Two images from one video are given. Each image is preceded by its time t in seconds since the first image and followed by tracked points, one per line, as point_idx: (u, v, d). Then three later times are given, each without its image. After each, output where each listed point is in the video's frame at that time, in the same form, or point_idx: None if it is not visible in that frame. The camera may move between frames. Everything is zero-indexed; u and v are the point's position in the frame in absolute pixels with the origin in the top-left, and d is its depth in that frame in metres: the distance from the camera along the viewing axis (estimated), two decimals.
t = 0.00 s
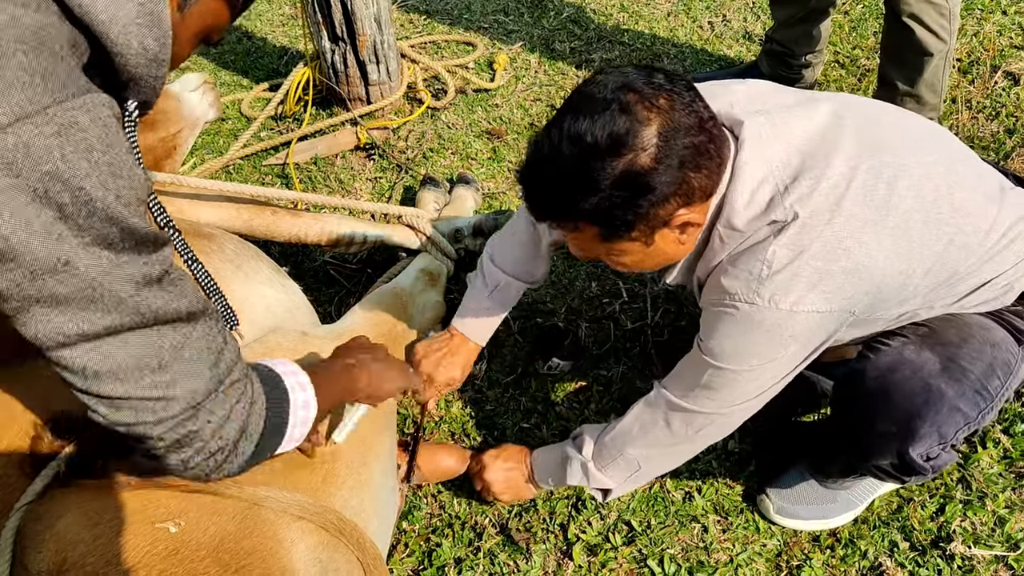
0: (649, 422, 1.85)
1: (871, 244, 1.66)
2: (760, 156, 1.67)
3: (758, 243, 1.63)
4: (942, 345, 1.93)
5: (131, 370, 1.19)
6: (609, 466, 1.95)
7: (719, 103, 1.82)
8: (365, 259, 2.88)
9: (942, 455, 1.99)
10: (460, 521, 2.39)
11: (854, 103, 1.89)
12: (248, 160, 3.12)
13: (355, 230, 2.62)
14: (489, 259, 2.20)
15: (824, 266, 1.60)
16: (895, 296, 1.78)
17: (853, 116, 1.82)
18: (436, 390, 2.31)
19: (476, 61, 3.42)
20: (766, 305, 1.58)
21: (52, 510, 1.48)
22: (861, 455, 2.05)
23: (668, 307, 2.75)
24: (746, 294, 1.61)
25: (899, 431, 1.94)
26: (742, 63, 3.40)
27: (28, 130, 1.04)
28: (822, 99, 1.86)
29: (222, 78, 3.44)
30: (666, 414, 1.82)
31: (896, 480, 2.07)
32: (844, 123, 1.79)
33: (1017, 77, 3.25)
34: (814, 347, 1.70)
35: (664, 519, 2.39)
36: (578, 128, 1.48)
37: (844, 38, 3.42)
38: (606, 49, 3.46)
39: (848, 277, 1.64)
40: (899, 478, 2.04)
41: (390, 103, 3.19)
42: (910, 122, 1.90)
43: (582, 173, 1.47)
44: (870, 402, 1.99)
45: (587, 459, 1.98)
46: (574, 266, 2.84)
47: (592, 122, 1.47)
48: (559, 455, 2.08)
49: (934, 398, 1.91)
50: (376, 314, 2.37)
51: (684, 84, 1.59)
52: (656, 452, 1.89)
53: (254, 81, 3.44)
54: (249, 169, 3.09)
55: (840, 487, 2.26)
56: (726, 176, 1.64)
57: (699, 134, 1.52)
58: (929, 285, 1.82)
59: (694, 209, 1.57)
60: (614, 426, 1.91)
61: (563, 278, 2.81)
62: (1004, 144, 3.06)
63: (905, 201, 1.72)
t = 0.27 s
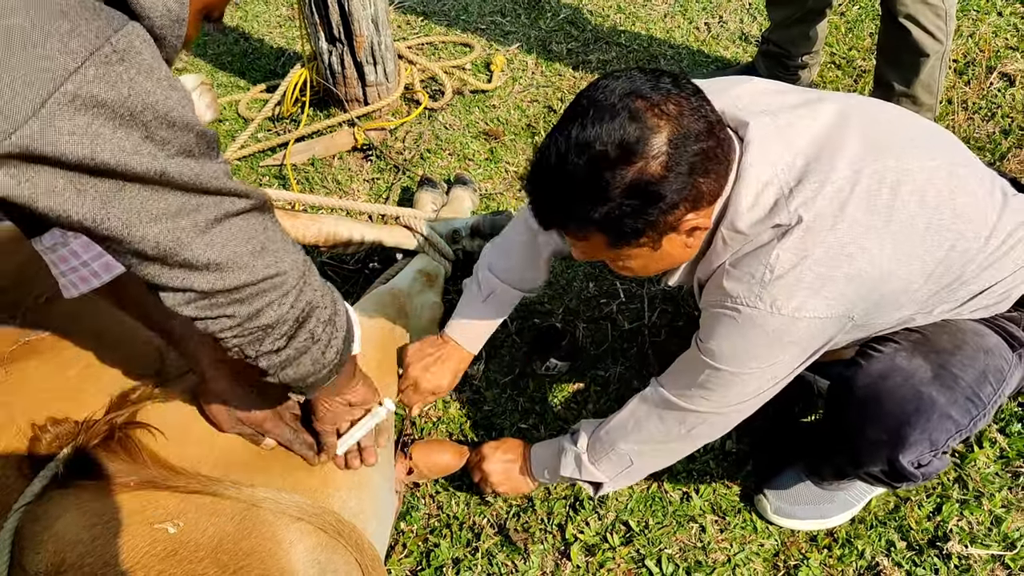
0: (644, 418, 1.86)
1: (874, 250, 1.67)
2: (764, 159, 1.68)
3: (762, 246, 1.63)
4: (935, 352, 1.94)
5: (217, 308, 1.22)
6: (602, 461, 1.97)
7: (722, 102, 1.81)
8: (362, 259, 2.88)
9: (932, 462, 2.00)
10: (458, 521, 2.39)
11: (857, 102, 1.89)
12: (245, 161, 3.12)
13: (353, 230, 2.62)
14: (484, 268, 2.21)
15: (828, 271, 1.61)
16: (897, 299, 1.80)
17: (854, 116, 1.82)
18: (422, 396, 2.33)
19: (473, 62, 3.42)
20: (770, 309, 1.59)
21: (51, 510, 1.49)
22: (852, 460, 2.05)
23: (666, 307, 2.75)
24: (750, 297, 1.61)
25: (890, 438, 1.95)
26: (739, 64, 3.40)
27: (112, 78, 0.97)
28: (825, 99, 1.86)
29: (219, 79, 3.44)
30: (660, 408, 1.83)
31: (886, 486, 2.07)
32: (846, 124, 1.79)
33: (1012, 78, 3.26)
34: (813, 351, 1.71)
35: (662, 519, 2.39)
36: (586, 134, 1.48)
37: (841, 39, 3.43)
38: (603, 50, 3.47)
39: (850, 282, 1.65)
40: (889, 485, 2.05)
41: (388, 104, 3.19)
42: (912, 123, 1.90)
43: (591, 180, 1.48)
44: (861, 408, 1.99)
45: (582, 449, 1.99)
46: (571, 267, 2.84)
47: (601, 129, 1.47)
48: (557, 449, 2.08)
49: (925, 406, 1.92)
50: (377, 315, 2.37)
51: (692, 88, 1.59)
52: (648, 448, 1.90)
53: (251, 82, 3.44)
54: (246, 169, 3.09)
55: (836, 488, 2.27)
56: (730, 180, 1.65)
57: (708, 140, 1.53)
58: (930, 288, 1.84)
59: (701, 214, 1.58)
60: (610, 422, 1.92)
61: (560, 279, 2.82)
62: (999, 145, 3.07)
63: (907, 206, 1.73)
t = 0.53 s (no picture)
0: (648, 416, 1.85)
1: (880, 253, 1.68)
2: (771, 161, 1.67)
3: (769, 250, 1.63)
4: (935, 346, 1.94)
5: (197, 336, 1.19)
6: (604, 460, 1.96)
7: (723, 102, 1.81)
8: (360, 258, 2.88)
9: (936, 456, 1.99)
10: (457, 520, 2.39)
11: (855, 100, 1.90)
12: (243, 160, 3.12)
13: (351, 229, 2.62)
14: (478, 228, 2.24)
15: (832, 273, 1.63)
16: (900, 301, 1.81)
17: (856, 115, 1.83)
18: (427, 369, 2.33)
19: (471, 61, 3.42)
20: (775, 312, 1.60)
21: (51, 508, 1.50)
22: (852, 455, 2.05)
23: (664, 305, 2.75)
24: (756, 301, 1.62)
25: (893, 432, 1.95)
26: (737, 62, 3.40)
27: (98, 61, 1.04)
28: (825, 99, 1.86)
29: (217, 78, 3.44)
30: (664, 407, 1.83)
31: (888, 480, 2.07)
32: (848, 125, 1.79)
33: (1010, 76, 3.26)
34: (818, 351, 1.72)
35: (661, 517, 2.39)
36: (595, 139, 1.48)
37: (839, 37, 3.43)
38: (601, 49, 3.47)
39: (855, 285, 1.66)
40: (891, 479, 2.04)
41: (386, 103, 3.19)
42: (911, 122, 1.90)
43: (599, 186, 1.48)
44: (861, 403, 1.99)
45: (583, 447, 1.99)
46: (569, 265, 2.84)
47: (609, 134, 1.47)
48: (558, 447, 2.08)
49: (926, 400, 1.92)
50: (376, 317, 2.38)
51: (701, 91, 1.58)
52: (651, 447, 1.90)
53: (249, 81, 3.44)
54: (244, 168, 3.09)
55: (835, 485, 2.28)
56: (737, 182, 1.65)
57: (717, 144, 1.53)
58: (931, 289, 1.85)
59: (707, 218, 1.58)
60: (612, 421, 1.91)
61: (559, 277, 2.82)
62: (998, 143, 3.07)
63: (911, 206, 1.73)
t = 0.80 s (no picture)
0: (644, 405, 1.84)
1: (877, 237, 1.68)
2: (771, 140, 1.67)
3: (766, 227, 1.63)
4: (938, 344, 1.94)
5: None
6: (601, 448, 1.95)
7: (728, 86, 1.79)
8: (362, 252, 2.87)
9: (935, 453, 2.01)
10: (458, 514, 2.39)
11: (862, 91, 1.87)
12: (245, 153, 3.11)
13: (353, 222, 2.62)
14: (494, 249, 2.16)
15: (830, 254, 1.62)
16: (901, 287, 1.80)
17: (862, 104, 1.82)
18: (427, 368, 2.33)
19: (474, 55, 3.41)
20: (771, 291, 1.59)
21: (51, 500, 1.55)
22: (852, 451, 2.05)
23: (666, 300, 2.75)
24: (751, 278, 1.61)
25: (895, 428, 1.95)
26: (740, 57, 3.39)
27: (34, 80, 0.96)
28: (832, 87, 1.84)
29: (219, 72, 3.44)
30: (660, 395, 1.82)
31: (887, 477, 2.08)
32: (853, 113, 1.78)
33: (1015, 72, 3.25)
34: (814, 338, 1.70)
35: (662, 512, 2.39)
36: (588, 99, 1.48)
37: (843, 32, 3.42)
38: (605, 44, 3.46)
39: (853, 268, 1.65)
40: (889, 475, 2.06)
41: (388, 96, 3.18)
42: (918, 114, 1.88)
43: (590, 144, 1.47)
44: (864, 399, 1.99)
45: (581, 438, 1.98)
46: (572, 260, 2.84)
47: (603, 93, 1.47)
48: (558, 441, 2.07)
49: (929, 397, 1.92)
50: (374, 307, 2.37)
51: (697, 61, 1.58)
52: (648, 435, 1.89)
53: (252, 74, 3.44)
54: (247, 162, 3.09)
55: (836, 481, 2.28)
56: (736, 157, 1.64)
57: (710, 111, 1.52)
58: (935, 277, 1.83)
59: (701, 188, 1.56)
60: (610, 409, 1.90)
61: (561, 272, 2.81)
62: (1002, 139, 3.06)
63: (912, 195, 1.73)
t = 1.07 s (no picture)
0: (656, 408, 1.81)
1: (877, 217, 1.67)
2: (769, 119, 1.67)
3: (766, 203, 1.63)
4: (960, 348, 1.92)
5: None
6: (616, 458, 1.90)
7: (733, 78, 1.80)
8: (365, 249, 2.86)
9: (955, 458, 1.99)
10: (461, 512, 2.38)
11: (870, 89, 1.88)
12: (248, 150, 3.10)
13: (356, 219, 2.61)
14: (542, 287, 2.24)
15: (830, 232, 1.61)
16: (907, 274, 1.79)
17: (865, 96, 1.82)
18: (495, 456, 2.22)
19: (478, 52, 3.40)
20: (772, 266, 1.57)
21: (58, 497, 1.61)
22: (873, 455, 2.03)
23: (670, 299, 2.74)
24: (752, 254, 1.60)
25: (918, 432, 1.93)
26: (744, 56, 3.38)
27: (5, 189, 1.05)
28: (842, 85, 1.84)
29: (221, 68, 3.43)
30: (674, 396, 1.78)
31: (904, 481, 2.07)
32: (856, 102, 1.78)
33: (1020, 71, 3.24)
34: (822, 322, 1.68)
35: (665, 511, 2.38)
36: (584, 61, 1.52)
37: (848, 31, 3.40)
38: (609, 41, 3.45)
39: (855, 245, 1.64)
40: (907, 480, 2.05)
41: (392, 93, 3.17)
42: (927, 111, 1.88)
43: (581, 103, 1.51)
44: (887, 402, 1.96)
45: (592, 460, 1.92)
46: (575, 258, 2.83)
47: (597, 55, 1.51)
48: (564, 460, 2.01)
49: (952, 402, 1.91)
50: (376, 303, 2.36)
51: (697, 33, 1.61)
52: (663, 441, 1.86)
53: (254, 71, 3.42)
54: (249, 159, 3.07)
55: (841, 482, 2.27)
56: (733, 135, 1.65)
57: (703, 79, 1.55)
58: (940, 268, 1.82)
59: (694, 158, 1.58)
60: (620, 417, 1.86)
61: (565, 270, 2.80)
62: (1007, 139, 3.05)
63: (914, 185, 1.73)
